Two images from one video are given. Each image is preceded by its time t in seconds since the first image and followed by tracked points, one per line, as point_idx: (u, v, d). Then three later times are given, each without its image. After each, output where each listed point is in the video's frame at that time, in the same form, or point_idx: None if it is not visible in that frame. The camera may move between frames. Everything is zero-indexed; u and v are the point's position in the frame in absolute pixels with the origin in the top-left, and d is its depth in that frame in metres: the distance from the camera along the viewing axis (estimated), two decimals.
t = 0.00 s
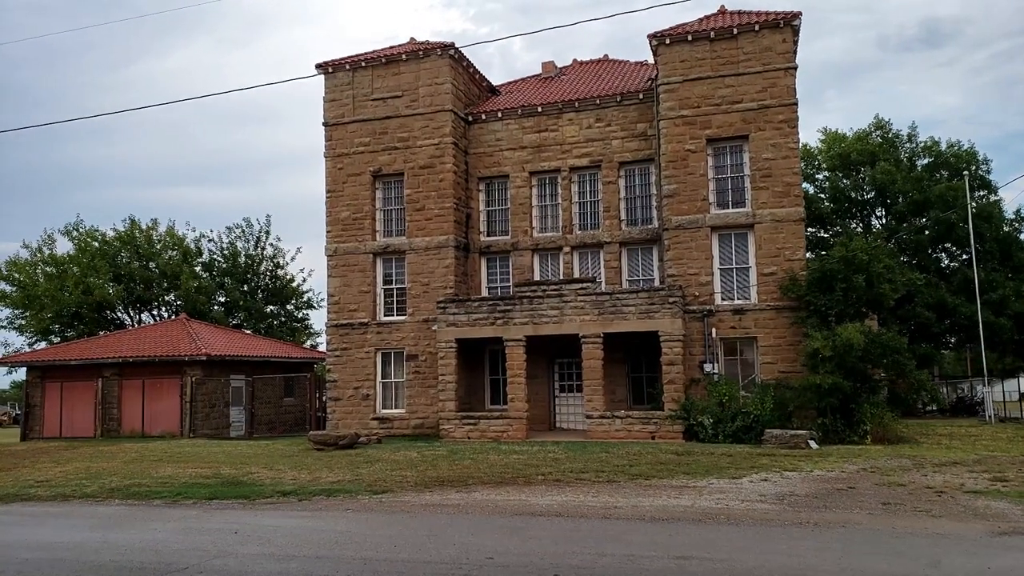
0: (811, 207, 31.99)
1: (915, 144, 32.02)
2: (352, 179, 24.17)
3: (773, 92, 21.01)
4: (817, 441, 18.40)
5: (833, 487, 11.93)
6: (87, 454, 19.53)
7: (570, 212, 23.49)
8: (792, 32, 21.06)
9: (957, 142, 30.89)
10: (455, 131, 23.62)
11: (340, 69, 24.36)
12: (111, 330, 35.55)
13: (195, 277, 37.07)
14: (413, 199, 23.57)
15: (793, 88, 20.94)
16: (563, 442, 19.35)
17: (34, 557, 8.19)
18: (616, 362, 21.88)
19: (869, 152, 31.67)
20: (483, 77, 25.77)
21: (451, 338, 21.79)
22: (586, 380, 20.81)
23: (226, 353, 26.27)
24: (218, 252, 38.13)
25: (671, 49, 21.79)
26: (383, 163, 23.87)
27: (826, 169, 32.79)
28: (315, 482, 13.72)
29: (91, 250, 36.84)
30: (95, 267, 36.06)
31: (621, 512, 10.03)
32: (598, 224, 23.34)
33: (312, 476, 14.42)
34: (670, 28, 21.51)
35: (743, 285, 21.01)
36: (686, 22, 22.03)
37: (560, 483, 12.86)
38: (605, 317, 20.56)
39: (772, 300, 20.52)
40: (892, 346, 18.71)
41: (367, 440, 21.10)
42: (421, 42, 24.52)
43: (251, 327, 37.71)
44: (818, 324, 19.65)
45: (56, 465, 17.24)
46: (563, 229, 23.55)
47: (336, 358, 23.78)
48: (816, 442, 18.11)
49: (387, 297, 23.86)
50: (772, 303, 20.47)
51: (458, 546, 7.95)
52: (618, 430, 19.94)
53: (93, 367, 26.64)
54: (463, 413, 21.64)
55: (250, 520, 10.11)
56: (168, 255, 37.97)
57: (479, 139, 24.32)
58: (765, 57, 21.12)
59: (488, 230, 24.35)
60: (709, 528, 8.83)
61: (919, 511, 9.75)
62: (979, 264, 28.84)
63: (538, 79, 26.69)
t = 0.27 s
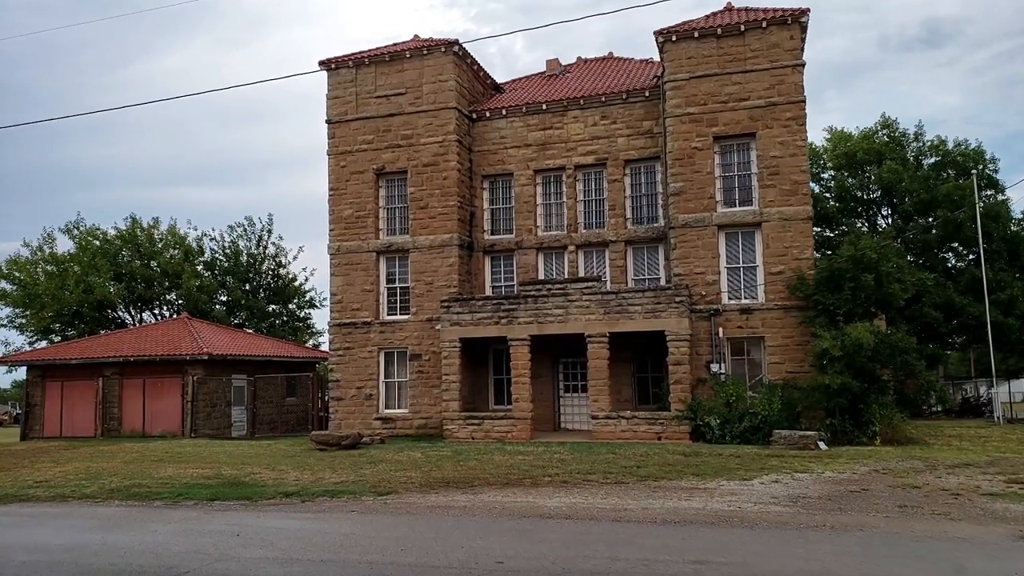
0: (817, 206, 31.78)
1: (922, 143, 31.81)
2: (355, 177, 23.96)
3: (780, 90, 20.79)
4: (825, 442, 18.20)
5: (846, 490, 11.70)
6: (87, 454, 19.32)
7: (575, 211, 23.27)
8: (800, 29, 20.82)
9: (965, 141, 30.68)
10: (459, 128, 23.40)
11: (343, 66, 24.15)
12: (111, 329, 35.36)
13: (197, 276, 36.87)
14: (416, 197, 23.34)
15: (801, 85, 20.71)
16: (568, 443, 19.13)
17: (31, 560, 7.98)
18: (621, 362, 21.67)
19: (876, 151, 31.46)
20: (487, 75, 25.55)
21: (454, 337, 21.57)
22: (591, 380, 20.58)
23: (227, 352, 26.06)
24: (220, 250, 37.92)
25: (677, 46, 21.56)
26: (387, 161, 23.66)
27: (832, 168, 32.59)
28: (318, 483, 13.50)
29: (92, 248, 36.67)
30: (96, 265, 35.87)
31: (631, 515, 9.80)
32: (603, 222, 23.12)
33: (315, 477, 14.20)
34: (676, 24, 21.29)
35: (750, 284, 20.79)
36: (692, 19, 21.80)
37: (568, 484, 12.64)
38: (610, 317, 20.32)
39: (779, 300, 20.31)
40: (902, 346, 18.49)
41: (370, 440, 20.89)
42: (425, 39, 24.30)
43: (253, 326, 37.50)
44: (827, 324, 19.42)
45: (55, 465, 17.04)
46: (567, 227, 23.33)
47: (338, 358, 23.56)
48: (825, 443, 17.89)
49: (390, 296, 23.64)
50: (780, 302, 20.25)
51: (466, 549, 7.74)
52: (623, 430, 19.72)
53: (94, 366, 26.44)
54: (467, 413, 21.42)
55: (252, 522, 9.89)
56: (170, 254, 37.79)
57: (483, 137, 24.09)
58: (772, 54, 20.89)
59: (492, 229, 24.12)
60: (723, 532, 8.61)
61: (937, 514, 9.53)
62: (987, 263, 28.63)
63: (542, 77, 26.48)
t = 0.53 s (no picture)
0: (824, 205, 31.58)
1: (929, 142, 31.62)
2: (359, 176, 23.75)
3: (788, 87, 20.56)
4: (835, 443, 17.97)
5: (862, 492, 11.47)
6: (88, 455, 19.12)
7: (580, 210, 23.05)
8: (808, 25, 20.59)
9: (972, 140, 30.48)
10: (463, 127, 23.18)
11: (346, 64, 23.95)
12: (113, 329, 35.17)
13: (199, 276, 36.65)
14: (420, 196, 23.12)
15: (810, 83, 20.48)
16: (574, 444, 18.91)
17: (30, 565, 7.77)
18: (627, 362, 21.44)
19: (883, 150, 31.26)
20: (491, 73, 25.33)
21: (459, 337, 21.35)
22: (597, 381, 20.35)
23: (229, 353, 25.85)
24: (222, 250, 37.67)
25: (683, 44, 21.34)
26: (390, 159, 23.44)
27: (838, 167, 32.40)
28: (322, 485, 13.28)
29: (93, 248, 36.50)
30: (97, 265, 35.68)
31: (644, 518, 9.59)
32: (608, 221, 22.89)
33: (319, 479, 13.98)
34: (683, 21, 21.08)
35: (758, 284, 20.57)
36: (699, 16, 21.58)
37: (577, 487, 12.41)
38: (616, 317, 20.09)
39: (788, 299, 20.08)
40: (913, 347, 18.26)
41: (374, 441, 20.68)
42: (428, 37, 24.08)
43: (255, 327, 37.27)
44: (836, 324, 19.20)
45: (56, 467, 16.83)
46: (572, 226, 23.10)
47: (342, 358, 23.36)
48: (835, 445, 17.67)
49: (394, 296, 23.43)
50: (788, 302, 20.03)
51: (478, 555, 7.52)
52: (630, 432, 19.49)
53: (95, 367, 26.24)
54: (471, 414, 21.20)
55: (256, 525, 9.67)
56: (171, 254, 37.62)
57: (487, 135, 23.86)
58: (780, 51, 20.67)
59: (496, 228, 23.89)
60: (740, 537, 8.39)
61: (958, 518, 9.30)
62: (996, 263, 28.42)
63: (547, 75, 26.26)
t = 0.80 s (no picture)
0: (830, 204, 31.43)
1: (936, 140, 31.49)
2: (362, 175, 23.54)
3: (796, 84, 20.33)
4: (845, 444, 17.76)
5: (878, 495, 11.26)
6: (89, 457, 18.92)
7: (585, 209, 22.82)
8: (816, 22, 20.36)
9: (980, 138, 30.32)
10: (467, 125, 22.97)
11: (349, 62, 23.74)
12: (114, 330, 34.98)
13: (200, 276, 36.47)
14: (424, 195, 22.91)
15: (818, 80, 20.25)
16: (580, 445, 18.69)
17: (28, 572, 7.56)
18: (633, 363, 21.21)
19: (890, 148, 31.10)
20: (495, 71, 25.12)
21: (463, 338, 21.13)
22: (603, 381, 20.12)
23: (232, 353, 25.65)
24: (224, 250, 37.55)
25: (690, 41, 21.12)
26: (393, 158, 23.23)
27: (845, 166, 32.23)
28: (327, 487, 13.07)
29: (95, 248, 36.35)
30: (98, 265, 35.51)
31: (657, 523, 9.37)
32: (614, 220, 22.67)
33: (324, 481, 13.77)
34: (689, 18, 20.85)
35: (766, 283, 20.35)
36: (706, 13, 21.35)
37: (586, 489, 12.20)
38: (623, 317, 19.86)
39: (796, 299, 19.87)
40: (924, 347, 18.04)
41: (378, 443, 20.47)
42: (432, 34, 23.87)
43: (257, 327, 37.11)
44: (845, 324, 18.97)
45: (57, 469, 16.65)
46: (578, 226, 22.88)
47: (345, 359, 23.16)
48: (845, 446, 17.44)
49: (397, 296, 23.22)
50: (797, 302, 19.81)
51: (488, 561, 7.32)
52: (636, 433, 19.27)
53: (96, 367, 26.05)
54: (476, 415, 20.98)
55: (260, 530, 9.46)
56: (173, 254, 37.48)
57: (492, 133, 23.65)
58: (788, 48, 20.45)
59: (501, 227, 23.67)
60: (756, 542, 8.18)
61: (980, 522, 9.08)
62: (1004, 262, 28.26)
63: (551, 73, 26.03)
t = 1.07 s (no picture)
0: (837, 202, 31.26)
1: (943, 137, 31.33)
2: (364, 172, 23.31)
3: (804, 79, 20.09)
4: (855, 443, 17.52)
5: (894, 495, 11.03)
6: (88, 456, 18.69)
7: (590, 206, 22.59)
8: (824, 16, 20.11)
9: (987, 135, 30.15)
10: (470, 121, 22.73)
11: (352, 58, 23.51)
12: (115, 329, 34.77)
13: (202, 275, 36.27)
14: (427, 192, 22.67)
15: (826, 75, 20.01)
16: (586, 444, 18.46)
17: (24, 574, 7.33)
18: (639, 361, 20.98)
19: (896, 145, 30.93)
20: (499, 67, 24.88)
21: (467, 336, 20.89)
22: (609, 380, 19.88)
23: (233, 352, 25.43)
24: (225, 249, 37.35)
25: (696, 35, 20.88)
26: (396, 155, 23.00)
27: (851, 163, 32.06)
28: (331, 487, 12.84)
29: (95, 246, 36.17)
30: (99, 264, 35.31)
31: (670, 523, 9.14)
32: (619, 217, 22.43)
33: (327, 481, 13.54)
34: (696, 12, 20.61)
35: (774, 281, 20.11)
36: (712, 7, 21.11)
37: (595, 489, 11.97)
38: (629, 314, 19.62)
39: (804, 296, 19.63)
40: (934, 344, 17.80)
41: (381, 442, 20.24)
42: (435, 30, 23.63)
43: (259, 326, 36.89)
44: (854, 321, 18.74)
45: (57, 468, 16.43)
46: (582, 223, 22.64)
47: (347, 357, 22.92)
48: (855, 445, 17.21)
49: (400, 294, 22.99)
50: (805, 299, 19.58)
51: (500, 564, 7.09)
52: (643, 432, 19.04)
53: (97, 366, 25.83)
54: (480, 414, 20.74)
55: (263, 531, 9.22)
56: (174, 252, 37.29)
57: (496, 130, 23.42)
58: (796, 43, 20.20)
59: (504, 224, 23.42)
60: (774, 544, 7.95)
61: (1002, 522, 8.85)
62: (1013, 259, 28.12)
63: (555, 69, 25.80)
